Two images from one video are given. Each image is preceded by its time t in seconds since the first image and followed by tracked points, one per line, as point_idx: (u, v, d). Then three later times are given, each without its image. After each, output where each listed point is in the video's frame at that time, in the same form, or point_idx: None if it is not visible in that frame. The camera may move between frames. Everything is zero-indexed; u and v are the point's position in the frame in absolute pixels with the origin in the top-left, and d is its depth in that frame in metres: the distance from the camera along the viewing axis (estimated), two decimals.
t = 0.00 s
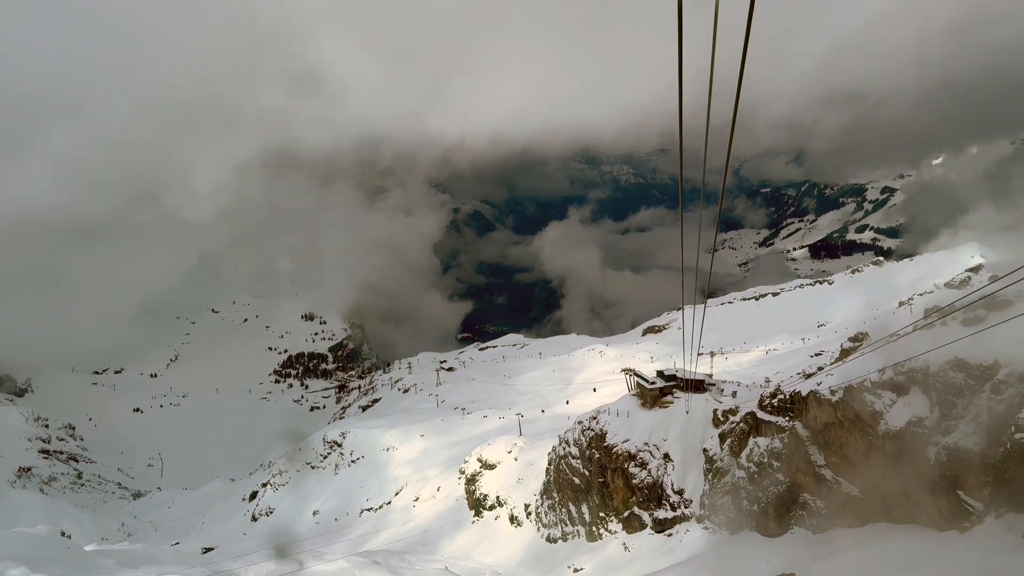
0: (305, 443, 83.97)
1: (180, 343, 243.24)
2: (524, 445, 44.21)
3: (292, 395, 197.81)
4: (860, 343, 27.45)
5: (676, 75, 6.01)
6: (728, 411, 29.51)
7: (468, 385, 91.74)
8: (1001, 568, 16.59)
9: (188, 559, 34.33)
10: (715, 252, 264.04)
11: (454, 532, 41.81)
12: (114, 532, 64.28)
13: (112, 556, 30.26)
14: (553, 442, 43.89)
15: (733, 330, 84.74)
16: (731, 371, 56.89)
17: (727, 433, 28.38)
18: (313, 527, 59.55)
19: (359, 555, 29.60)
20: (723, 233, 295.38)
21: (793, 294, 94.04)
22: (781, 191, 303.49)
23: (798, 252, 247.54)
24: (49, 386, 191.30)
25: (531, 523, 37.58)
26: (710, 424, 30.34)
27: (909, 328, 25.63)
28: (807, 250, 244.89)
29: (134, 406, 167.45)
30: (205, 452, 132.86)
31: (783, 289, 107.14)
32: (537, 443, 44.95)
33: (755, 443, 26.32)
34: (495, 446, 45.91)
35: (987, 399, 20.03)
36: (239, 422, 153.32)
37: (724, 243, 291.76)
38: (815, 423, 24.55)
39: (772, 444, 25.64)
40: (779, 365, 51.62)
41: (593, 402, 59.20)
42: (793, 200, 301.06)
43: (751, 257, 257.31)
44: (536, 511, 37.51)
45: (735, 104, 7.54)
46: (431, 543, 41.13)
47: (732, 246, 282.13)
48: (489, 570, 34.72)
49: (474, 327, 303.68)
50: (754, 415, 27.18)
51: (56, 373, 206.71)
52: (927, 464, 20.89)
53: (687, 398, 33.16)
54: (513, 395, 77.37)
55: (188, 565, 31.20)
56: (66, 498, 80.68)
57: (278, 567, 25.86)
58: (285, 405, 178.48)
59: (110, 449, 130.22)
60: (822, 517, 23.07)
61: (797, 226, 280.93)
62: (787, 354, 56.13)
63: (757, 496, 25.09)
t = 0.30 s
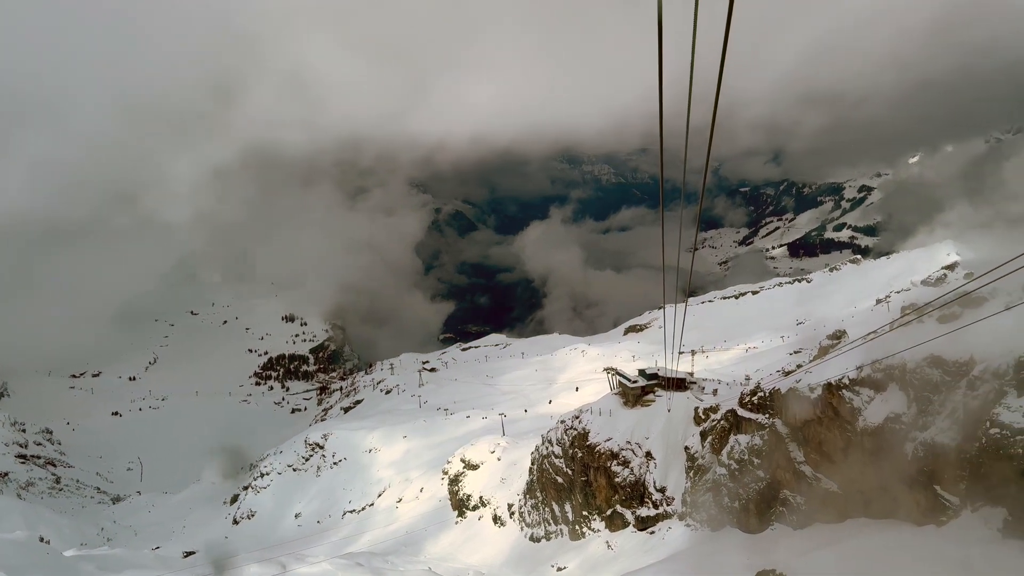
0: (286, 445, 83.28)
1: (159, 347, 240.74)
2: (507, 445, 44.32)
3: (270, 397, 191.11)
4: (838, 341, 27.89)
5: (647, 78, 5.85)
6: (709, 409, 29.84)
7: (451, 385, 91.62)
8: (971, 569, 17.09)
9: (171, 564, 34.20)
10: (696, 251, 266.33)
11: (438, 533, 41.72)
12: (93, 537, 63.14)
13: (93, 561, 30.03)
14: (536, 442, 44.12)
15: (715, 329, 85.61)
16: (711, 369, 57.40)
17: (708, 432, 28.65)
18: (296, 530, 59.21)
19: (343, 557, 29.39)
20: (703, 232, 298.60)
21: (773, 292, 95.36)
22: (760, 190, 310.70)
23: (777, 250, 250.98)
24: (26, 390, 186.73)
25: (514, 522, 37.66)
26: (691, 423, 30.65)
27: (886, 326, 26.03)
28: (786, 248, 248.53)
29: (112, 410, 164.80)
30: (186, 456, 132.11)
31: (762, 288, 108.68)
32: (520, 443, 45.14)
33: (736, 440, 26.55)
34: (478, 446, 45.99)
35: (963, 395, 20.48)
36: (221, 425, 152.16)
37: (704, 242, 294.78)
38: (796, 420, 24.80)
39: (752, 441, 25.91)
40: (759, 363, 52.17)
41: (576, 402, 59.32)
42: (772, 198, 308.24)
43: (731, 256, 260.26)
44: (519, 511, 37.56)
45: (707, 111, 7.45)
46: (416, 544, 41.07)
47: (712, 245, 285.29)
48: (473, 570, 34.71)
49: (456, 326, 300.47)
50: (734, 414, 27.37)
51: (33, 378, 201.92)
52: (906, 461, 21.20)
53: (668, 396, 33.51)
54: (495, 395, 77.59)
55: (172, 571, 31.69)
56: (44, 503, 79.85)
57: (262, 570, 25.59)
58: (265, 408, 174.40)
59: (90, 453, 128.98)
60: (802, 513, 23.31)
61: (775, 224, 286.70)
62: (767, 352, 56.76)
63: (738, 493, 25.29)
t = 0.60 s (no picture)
0: (267, 447, 82.76)
1: (138, 350, 238.39)
2: (489, 445, 44.54)
3: (252, 399, 190.26)
4: (816, 339, 28.23)
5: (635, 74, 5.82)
6: (690, 407, 30.06)
7: (434, 386, 91.60)
8: (945, 568, 17.26)
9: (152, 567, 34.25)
10: (677, 250, 268.54)
11: (421, 534, 41.62)
12: (71, 542, 62.05)
13: (73, 566, 29.71)
14: (518, 442, 44.36)
15: (696, 328, 86.55)
16: (692, 368, 57.98)
17: (689, 430, 28.85)
18: (277, 533, 59.00)
19: (323, 560, 29.22)
20: (683, 232, 301.02)
21: (753, 291, 96.67)
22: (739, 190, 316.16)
23: (756, 249, 254.13)
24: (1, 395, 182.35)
25: (497, 522, 37.76)
26: (673, 421, 30.88)
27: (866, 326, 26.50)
28: (765, 247, 251.79)
29: (90, 414, 162.31)
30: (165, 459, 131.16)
31: (742, 286, 110.02)
32: (503, 443, 45.33)
33: (716, 438, 26.72)
34: (461, 447, 46.05)
35: (939, 390, 20.76)
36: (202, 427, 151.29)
37: (684, 242, 297.33)
38: (774, 417, 25.06)
39: (732, 439, 26.07)
40: (739, 361, 52.81)
41: (557, 402, 59.70)
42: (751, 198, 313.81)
43: (711, 255, 262.75)
44: (502, 511, 37.61)
45: (691, 110, 7.43)
46: (399, 545, 40.92)
47: (692, 245, 287.62)
48: (456, 571, 34.70)
49: (439, 327, 300.49)
50: (715, 411, 27.58)
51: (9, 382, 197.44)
52: (883, 457, 21.43)
53: (650, 396, 33.73)
54: (479, 395, 77.81)
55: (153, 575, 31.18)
56: (20, 508, 78.65)
57: (243, 573, 25.37)
58: (244, 412, 171.99)
59: (67, 457, 127.29)
60: (781, 509, 23.54)
61: (754, 224, 291.13)
62: (748, 350, 57.47)
63: (718, 490, 25.44)
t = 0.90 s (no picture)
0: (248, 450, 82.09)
1: (116, 353, 236.04)
2: (472, 445, 44.59)
3: (231, 401, 184.42)
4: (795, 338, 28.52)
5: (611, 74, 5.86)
6: (671, 406, 30.28)
7: (416, 388, 91.48)
8: (925, 565, 17.43)
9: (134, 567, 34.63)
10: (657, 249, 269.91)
11: (404, 536, 41.45)
12: (48, 548, 61.14)
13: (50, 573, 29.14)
14: (501, 442, 44.55)
15: (677, 327, 87.36)
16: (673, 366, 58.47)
17: (670, 428, 29.03)
18: (258, 537, 58.64)
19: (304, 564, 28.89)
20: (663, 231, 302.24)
21: (731, 290, 97.78)
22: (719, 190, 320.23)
23: (735, 248, 256.29)
24: None
25: (480, 523, 37.76)
26: (654, 420, 31.10)
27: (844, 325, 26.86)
28: (744, 246, 254.38)
29: (67, 418, 160.20)
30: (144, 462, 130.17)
31: (721, 286, 111.08)
32: (485, 444, 45.43)
33: (697, 436, 26.86)
34: (443, 448, 46.06)
35: (915, 387, 21.06)
36: (183, 430, 150.42)
37: (664, 242, 298.80)
38: (754, 415, 25.25)
39: (713, 437, 26.19)
40: (720, 359, 53.36)
41: (538, 402, 59.93)
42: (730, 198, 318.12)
43: (690, 254, 264.44)
44: (485, 511, 37.60)
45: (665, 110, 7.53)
46: (383, 547, 40.74)
47: (672, 244, 289.10)
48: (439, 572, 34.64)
49: (420, 328, 297.92)
50: (695, 410, 27.72)
51: None
52: (861, 454, 21.68)
53: (631, 395, 33.93)
54: (462, 396, 77.92)
55: None
56: None
57: None
58: (223, 413, 170.00)
59: (43, 462, 125.71)
60: (762, 505, 23.74)
61: (733, 223, 294.30)
62: (728, 348, 58.11)
63: (699, 488, 25.58)
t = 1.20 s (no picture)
0: (229, 453, 81.61)
1: (93, 356, 233.77)
2: (455, 446, 44.76)
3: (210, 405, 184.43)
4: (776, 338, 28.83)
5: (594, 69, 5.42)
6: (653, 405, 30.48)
7: (398, 389, 91.26)
8: (903, 563, 17.57)
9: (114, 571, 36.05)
10: (638, 249, 270.80)
11: (387, 537, 41.39)
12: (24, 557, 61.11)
13: None
14: (484, 443, 44.73)
15: (658, 326, 87.80)
16: (656, 364, 58.83)
17: (652, 427, 29.22)
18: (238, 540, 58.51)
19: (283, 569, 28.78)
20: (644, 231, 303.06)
21: (711, 289, 98.56)
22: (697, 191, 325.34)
23: (715, 247, 257.93)
24: None
25: (463, 523, 37.80)
26: (636, 420, 31.30)
27: (823, 324, 27.13)
28: (724, 245, 256.37)
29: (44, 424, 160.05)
30: (121, 467, 129.76)
31: (701, 285, 111.73)
32: (467, 445, 45.54)
33: (678, 435, 27.04)
34: (425, 449, 46.09)
35: (892, 384, 21.33)
36: (162, 433, 149.97)
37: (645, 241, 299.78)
38: (735, 414, 25.44)
39: (694, 436, 26.36)
40: (702, 357, 53.83)
41: (521, 402, 60.16)
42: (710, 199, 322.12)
43: (671, 254, 265.70)
44: (468, 512, 37.63)
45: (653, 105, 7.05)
46: (366, 549, 40.64)
47: (653, 244, 290.12)
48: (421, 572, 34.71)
49: (401, 329, 288.96)
50: (677, 409, 27.89)
51: None
52: (840, 451, 21.87)
53: (613, 394, 34.13)
54: (446, 396, 77.91)
55: None
56: None
57: None
58: (204, 416, 169.16)
59: (19, 469, 125.85)
60: (743, 503, 23.92)
61: (713, 223, 296.99)
62: (709, 347, 58.52)
63: (681, 486, 25.74)
